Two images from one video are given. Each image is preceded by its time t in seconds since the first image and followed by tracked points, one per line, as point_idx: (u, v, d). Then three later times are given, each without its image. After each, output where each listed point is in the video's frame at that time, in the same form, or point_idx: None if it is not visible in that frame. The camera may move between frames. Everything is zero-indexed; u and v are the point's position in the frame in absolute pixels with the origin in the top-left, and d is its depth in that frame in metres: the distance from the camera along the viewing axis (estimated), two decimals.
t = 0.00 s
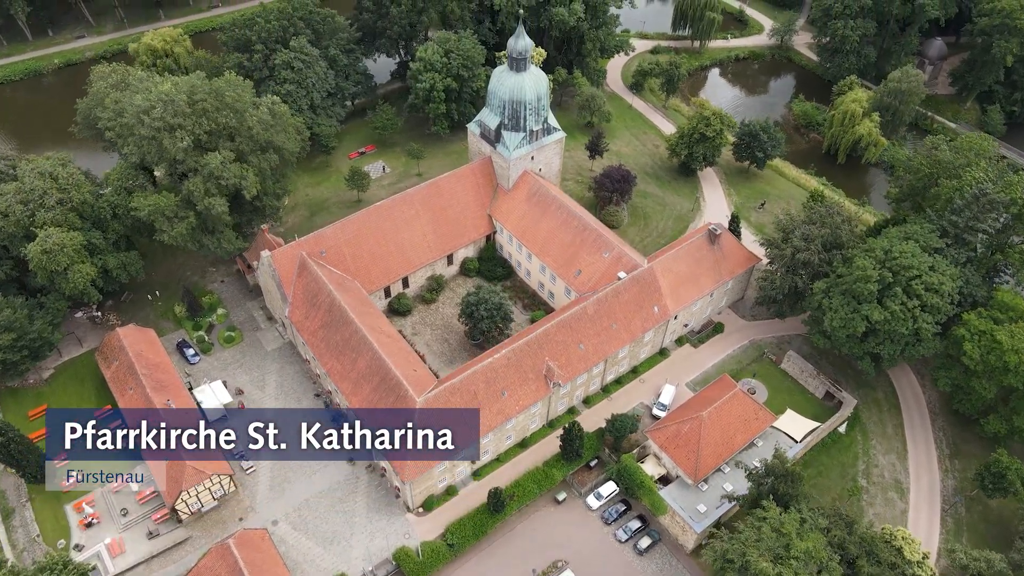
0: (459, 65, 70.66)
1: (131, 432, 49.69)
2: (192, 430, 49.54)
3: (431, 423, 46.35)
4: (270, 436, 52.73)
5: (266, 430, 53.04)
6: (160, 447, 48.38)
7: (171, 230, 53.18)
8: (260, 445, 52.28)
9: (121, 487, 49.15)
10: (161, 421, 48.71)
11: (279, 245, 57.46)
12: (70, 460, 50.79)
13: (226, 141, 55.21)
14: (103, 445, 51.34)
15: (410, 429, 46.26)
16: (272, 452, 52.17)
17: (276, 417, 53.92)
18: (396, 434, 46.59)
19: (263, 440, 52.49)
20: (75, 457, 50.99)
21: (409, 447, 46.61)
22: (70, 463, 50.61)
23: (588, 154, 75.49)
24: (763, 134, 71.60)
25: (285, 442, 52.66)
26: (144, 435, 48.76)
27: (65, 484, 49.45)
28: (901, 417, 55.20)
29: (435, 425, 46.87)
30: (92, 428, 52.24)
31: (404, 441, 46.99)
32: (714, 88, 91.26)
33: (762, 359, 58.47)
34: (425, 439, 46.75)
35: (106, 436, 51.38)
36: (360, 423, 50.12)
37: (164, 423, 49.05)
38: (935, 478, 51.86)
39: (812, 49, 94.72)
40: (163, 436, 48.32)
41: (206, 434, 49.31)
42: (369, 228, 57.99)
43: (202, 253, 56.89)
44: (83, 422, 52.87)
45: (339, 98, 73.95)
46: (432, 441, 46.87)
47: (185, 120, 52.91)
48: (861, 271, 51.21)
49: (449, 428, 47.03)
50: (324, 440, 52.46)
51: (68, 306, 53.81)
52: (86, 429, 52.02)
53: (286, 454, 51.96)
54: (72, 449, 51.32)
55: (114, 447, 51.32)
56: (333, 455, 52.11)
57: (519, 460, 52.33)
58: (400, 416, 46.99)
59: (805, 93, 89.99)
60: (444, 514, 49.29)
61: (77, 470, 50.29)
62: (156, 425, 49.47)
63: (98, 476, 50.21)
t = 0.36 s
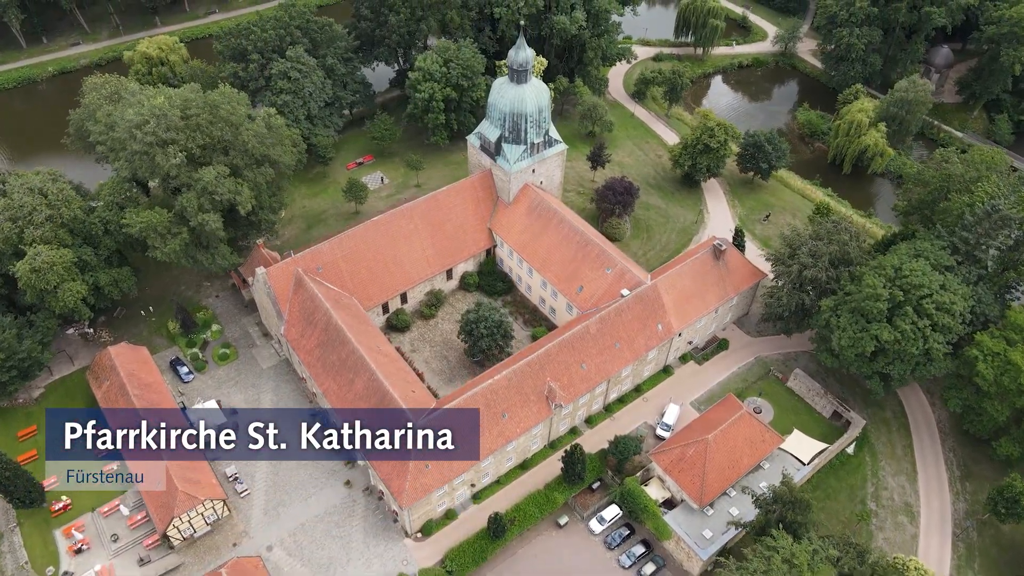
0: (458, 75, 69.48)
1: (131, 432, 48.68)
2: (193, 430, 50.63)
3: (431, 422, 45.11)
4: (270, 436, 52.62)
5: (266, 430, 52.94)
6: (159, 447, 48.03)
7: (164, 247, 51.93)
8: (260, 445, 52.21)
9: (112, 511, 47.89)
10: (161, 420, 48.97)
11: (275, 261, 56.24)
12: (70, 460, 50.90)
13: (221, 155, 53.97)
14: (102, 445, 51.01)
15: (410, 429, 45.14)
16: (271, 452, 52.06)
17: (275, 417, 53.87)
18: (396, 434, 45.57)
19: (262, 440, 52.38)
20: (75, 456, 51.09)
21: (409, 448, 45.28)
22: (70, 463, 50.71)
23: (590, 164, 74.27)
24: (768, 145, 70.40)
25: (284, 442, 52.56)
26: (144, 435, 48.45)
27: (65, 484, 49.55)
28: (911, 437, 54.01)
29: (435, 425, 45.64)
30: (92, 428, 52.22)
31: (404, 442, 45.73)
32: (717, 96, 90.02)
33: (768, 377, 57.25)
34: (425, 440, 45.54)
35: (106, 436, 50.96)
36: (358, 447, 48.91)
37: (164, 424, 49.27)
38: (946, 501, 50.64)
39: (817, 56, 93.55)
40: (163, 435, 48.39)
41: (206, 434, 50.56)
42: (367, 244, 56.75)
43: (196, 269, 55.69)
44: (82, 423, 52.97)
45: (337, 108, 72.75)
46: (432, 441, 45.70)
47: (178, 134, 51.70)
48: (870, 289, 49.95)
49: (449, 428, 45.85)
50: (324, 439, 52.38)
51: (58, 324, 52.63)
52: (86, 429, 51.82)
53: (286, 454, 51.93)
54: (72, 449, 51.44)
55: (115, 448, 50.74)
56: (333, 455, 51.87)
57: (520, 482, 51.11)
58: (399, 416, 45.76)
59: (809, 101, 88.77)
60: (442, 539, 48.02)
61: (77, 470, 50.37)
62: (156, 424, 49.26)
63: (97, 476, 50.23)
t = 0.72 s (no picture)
0: (458, 85, 68.32)
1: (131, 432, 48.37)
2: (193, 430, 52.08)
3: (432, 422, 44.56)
4: (270, 436, 52.63)
5: (266, 430, 52.95)
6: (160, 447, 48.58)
7: (157, 264, 50.70)
8: (260, 446, 52.21)
9: (102, 536, 46.66)
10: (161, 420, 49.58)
11: (271, 278, 55.01)
12: (70, 460, 50.87)
13: (215, 169, 52.78)
14: (103, 446, 48.95)
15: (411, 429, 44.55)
16: (271, 452, 52.04)
17: (275, 417, 53.89)
18: (396, 434, 44.55)
19: (262, 439, 52.39)
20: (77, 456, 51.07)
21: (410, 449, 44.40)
22: (70, 463, 50.72)
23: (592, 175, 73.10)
24: (773, 157, 69.22)
25: (285, 442, 52.58)
26: (144, 435, 48.42)
27: (65, 484, 49.56)
28: (921, 458, 52.82)
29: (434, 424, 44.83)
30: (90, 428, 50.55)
31: (404, 442, 44.86)
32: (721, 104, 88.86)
33: (775, 396, 56.04)
34: (425, 440, 44.58)
35: (107, 436, 49.02)
36: (355, 471, 47.68)
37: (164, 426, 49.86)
38: (958, 525, 49.41)
39: (821, 63, 92.41)
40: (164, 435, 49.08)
41: (205, 433, 51.89)
42: (365, 260, 55.53)
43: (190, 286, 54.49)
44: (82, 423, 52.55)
45: (335, 118, 71.61)
46: (433, 441, 44.72)
47: (171, 149, 50.52)
48: (880, 308, 48.73)
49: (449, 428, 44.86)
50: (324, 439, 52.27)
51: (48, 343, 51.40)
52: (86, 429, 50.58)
53: (286, 454, 51.96)
54: (73, 449, 51.39)
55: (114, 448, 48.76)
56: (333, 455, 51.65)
57: (522, 506, 49.89)
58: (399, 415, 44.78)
59: (814, 109, 87.63)
60: (442, 565, 46.79)
61: (77, 470, 50.42)
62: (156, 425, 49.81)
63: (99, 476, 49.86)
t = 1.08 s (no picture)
0: (458, 95, 67.14)
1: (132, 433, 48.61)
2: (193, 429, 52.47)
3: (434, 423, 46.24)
4: (270, 436, 52.47)
5: (266, 430, 52.83)
6: (160, 447, 49.52)
7: (149, 282, 49.49)
8: (260, 445, 52.11)
9: (92, 562, 45.43)
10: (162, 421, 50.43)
11: (266, 295, 53.81)
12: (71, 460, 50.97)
13: (210, 185, 51.61)
14: (102, 446, 48.21)
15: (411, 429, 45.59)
16: (271, 453, 51.99)
17: (275, 418, 53.80)
18: (398, 434, 44.64)
19: (263, 439, 52.34)
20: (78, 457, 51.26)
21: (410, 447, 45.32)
22: (70, 464, 50.81)
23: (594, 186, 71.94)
24: (778, 168, 68.02)
25: (285, 442, 52.50)
26: (145, 435, 49.03)
27: (65, 484, 49.61)
28: (931, 480, 51.68)
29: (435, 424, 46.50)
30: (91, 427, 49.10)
31: (404, 442, 45.44)
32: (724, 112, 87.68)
33: (781, 415, 54.87)
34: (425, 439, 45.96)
35: (107, 436, 48.20)
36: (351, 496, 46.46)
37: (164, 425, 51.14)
38: (970, 549, 48.23)
39: (826, 71, 91.26)
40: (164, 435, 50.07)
41: (206, 434, 52.24)
42: (363, 276, 54.33)
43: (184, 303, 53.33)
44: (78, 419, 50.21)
45: (333, 128, 70.46)
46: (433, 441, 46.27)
47: (165, 165, 49.35)
48: (890, 327, 47.58)
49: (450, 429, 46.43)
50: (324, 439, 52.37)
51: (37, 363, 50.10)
52: (86, 429, 49.12)
53: (287, 454, 51.91)
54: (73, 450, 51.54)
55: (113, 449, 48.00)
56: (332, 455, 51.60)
57: (523, 530, 48.68)
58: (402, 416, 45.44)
59: (818, 117, 86.50)
60: None
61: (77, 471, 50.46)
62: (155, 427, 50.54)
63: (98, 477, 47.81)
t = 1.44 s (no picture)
0: (458, 105, 65.97)
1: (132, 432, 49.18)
2: (194, 429, 52.49)
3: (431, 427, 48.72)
4: (270, 436, 52.35)
5: (265, 430, 52.74)
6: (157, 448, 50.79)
7: (141, 301, 48.21)
8: (260, 445, 52.02)
9: None
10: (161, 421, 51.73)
11: (261, 313, 52.57)
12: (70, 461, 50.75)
13: (204, 200, 50.39)
14: (101, 445, 47.93)
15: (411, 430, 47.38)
16: (271, 453, 51.91)
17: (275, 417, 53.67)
18: (399, 433, 45.67)
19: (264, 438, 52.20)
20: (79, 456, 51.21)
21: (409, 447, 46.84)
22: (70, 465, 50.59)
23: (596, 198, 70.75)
24: (784, 180, 66.83)
25: (284, 442, 52.39)
26: (144, 435, 50.19)
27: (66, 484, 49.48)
28: (942, 502, 50.50)
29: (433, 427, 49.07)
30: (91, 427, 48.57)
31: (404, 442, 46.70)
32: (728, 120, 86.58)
33: (787, 435, 53.69)
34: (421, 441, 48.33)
35: (107, 436, 48.19)
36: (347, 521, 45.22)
37: (164, 424, 52.28)
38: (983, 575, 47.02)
39: (830, 78, 90.12)
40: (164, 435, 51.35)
41: (206, 434, 52.18)
42: (360, 293, 53.15)
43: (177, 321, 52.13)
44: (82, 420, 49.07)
45: (331, 138, 69.29)
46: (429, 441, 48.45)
47: (157, 181, 48.14)
48: (901, 348, 46.36)
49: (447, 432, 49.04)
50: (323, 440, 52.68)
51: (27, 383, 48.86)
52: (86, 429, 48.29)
53: (286, 455, 51.75)
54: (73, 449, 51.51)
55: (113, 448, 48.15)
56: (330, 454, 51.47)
57: (524, 555, 47.45)
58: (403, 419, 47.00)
59: (823, 126, 85.37)
60: None
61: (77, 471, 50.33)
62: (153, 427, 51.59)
63: (97, 476, 46.37)
